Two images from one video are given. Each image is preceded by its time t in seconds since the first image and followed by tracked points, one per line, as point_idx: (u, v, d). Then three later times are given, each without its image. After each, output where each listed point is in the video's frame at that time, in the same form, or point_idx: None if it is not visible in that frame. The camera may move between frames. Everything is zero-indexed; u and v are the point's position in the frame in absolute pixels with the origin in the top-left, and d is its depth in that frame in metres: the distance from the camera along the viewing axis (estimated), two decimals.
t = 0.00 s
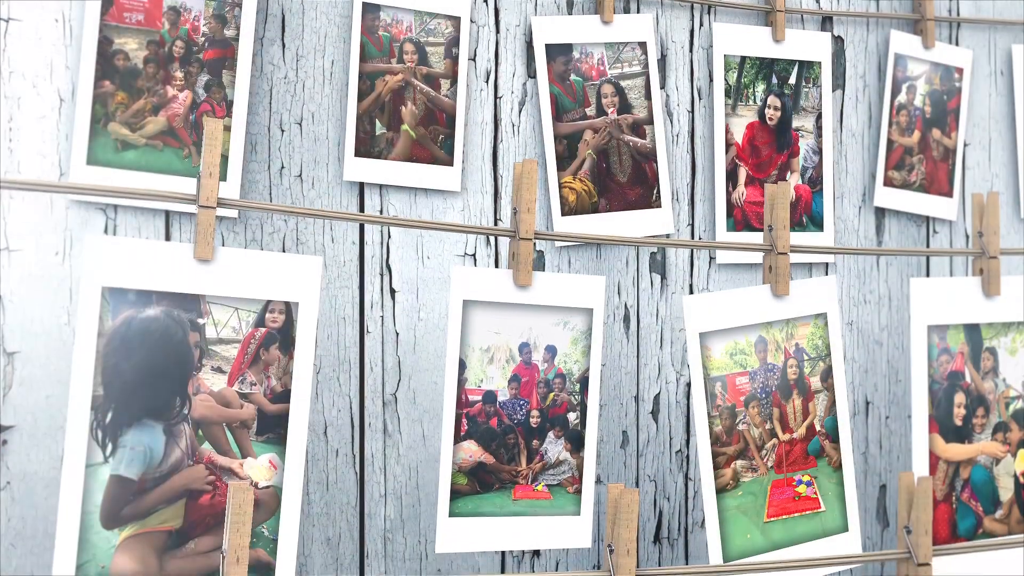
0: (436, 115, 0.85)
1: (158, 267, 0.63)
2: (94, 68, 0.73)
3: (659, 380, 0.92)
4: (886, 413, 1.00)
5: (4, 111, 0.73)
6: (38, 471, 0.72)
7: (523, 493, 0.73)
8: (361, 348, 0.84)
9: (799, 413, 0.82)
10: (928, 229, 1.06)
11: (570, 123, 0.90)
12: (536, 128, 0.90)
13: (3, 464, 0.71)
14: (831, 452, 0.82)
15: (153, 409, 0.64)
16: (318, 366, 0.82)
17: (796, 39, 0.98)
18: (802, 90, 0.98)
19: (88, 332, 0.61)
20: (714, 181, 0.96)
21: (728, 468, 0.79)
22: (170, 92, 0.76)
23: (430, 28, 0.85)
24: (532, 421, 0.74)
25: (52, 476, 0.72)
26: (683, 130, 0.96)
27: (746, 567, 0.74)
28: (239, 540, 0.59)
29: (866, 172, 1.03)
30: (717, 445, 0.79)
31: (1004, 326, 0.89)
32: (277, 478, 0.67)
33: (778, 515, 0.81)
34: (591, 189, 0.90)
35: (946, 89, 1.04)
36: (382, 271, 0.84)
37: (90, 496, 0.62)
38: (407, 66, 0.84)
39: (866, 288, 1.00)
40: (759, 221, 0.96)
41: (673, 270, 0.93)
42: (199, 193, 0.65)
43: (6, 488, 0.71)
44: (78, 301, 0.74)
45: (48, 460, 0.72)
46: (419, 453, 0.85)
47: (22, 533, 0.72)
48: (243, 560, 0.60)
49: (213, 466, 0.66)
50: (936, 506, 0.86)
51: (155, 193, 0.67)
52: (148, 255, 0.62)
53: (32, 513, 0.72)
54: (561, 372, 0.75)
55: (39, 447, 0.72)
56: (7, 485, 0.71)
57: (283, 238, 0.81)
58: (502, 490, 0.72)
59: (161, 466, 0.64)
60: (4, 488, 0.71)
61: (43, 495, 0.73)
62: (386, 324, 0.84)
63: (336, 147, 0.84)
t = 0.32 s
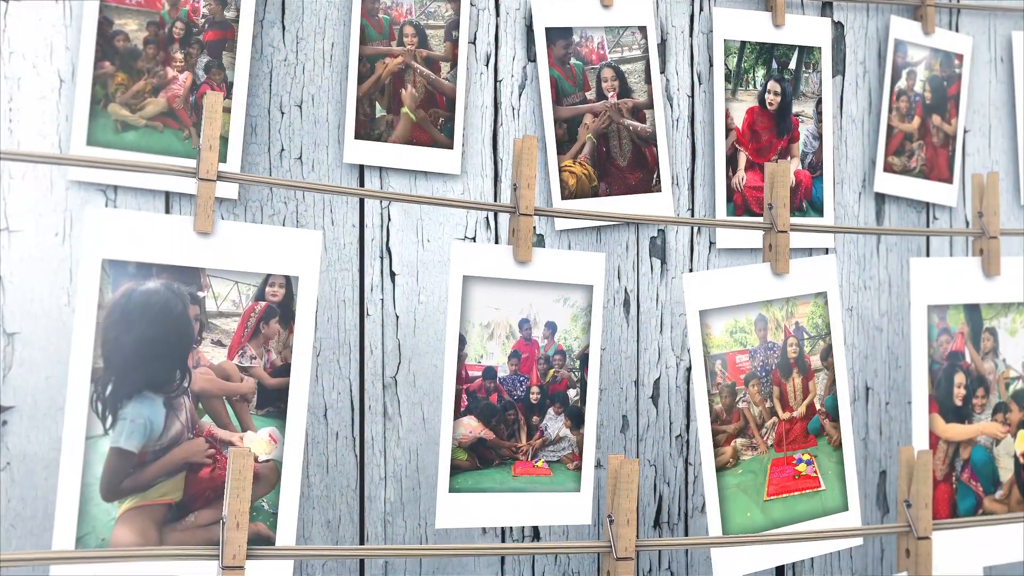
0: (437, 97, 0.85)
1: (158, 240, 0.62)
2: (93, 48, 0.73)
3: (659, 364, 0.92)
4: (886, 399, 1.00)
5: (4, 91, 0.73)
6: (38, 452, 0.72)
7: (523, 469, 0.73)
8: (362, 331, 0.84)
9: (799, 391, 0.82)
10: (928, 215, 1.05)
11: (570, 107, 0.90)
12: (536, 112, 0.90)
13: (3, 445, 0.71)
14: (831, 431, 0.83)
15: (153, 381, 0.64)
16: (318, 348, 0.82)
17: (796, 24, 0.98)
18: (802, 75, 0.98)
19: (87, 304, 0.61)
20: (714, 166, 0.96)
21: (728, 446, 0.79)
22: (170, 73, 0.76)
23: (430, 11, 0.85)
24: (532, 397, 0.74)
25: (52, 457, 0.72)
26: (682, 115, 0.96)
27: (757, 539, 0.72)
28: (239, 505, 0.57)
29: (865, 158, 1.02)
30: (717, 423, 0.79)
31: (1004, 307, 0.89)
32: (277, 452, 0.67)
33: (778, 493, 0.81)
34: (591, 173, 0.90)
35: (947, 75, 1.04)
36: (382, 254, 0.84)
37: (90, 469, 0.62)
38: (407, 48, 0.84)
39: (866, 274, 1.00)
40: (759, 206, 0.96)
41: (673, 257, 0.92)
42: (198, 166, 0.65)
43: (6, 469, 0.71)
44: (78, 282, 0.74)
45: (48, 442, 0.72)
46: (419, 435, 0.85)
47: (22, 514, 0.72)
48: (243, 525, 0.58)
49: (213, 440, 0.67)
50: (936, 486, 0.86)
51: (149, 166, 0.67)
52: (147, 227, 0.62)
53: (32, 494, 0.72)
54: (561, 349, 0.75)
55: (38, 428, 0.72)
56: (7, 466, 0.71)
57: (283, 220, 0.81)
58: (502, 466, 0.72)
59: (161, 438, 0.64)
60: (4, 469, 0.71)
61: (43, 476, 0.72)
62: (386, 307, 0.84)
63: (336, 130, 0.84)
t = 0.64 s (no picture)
0: (437, 83, 0.85)
1: (158, 215, 0.62)
2: (93, 30, 0.73)
3: (659, 351, 0.91)
4: (886, 386, 0.99)
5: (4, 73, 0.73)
6: (37, 435, 0.72)
7: (523, 448, 0.73)
8: (362, 316, 0.84)
9: (799, 372, 0.82)
10: (929, 203, 1.05)
11: (571, 92, 0.90)
12: (536, 97, 0.90)
13: (3, 427, 0.71)
14: (831, 412, 0.82)
15: (153, 355, 0.64)
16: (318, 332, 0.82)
17: (796, 10, 0.98)
18: (802, 62, 0.98)
19: (87, 280, 0.61)
20: (714, 152, 0.96)
21: (728, 427, 0.79)
22: (170, 57, 0.75)
23: None
24: (532, 376, 0.74)
25: (52, 440, 0.72)
26: (682, 101, 0.96)
27: (759, 514, 0.72)
28: (239, 476, 0.58)
29: (866, 145, 1.02)
30: (717, 403, 0.79)
31: (1004, 289, 0.89)
32: (277, 428, 0.67)
33: (778, 474, 0.81)
34: (591, 158, 0.90)
35: (946, 62, 1.04)
36: (382, 239, 0.84)
37: (90, 444, 0.62)
38: (406, 33, 0.84)
39: (867, 261, 0.99)
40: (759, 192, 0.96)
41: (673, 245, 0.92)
42: (198, 141, 0.65)
43: (6, 451, 0.71)
44: (78, 265, 0.74)
45: (48, 424, 0.72)
46: (418, 420, 0.84)
47: (22, 496, 0.71)
48: (243, 495, 0.58)
49: (213, 416, 0.66)
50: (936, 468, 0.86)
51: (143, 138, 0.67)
52: (146, 202, 0.62)
53: (32, 477, 0.72)
54: (561, 328, 0.75)
55: (38, 411, 0.72)
56: (7, 449, 0.71)
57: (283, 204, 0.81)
58: (502, 444, 0.72)
59: (161, 414, 0.64)
60: (4, 451, 0.71)
61: (43, 459, 0.72)
62: (386, 292, 0.84)
63: (336, 114, 0.84)
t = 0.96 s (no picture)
0: (437, 66, 0.85)
1: (158, 187, 0.62)
2: (93, 10, 0.73)
3: (659, 336, 0.90)
4: (886, 371, 0.99)
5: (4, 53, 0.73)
6: (38, 415, 0.72)
7: (524, 424, 0.73)
8: (362, 299, 0.84)
9: (799, 351, 0.82)
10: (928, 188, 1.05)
11: (571, 76, 0.90)
12: (536, 81, 0.90)
13: (3, 407, 0.71)
14: (831, 391, 0.82)
15: (153, 328, 0.64)
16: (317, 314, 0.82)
17: None
18: (802, 47, 0.98)
19: (88, 252, 0.61)
20: (714, 137, 0.95)
21: (728, 405, 0.79)
22: (170, 38, 0.75)
23: None
24: (532, 352, 0.74)
25: (52, 420, 0.72)
26: (683, 86, 0.95)
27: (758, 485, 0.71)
28: (239, 442, 0.58)
29: (866, 131, 1.02)
30: (717, 380, 0.79)
31: (1004, 270, 0.89)
32: (277, 402, 0.67)
33: (777, 452, 0.81)
34: (591, 142, 0.90)
35: (946, 49, 1.04)
36: (382, 222, 0.84)
37: (90, 416, 0.62)
38: (407, 15, 0.84)
39: (866, 247, 0.99)
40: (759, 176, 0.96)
41: (673, 230, 0.91)
42: (198, 114, 0.65)
43: (6, 432, 0.71)
44: (78, 245, 0.74)
45: (48, 405, 0.72)
46: (418, 403, 0.84)
47: (22, 477, 0.71)
48: (242, 461, 0.59)
49: (213, 389, 0.66)
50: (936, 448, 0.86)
51: (140, 111, 0.66)
52: (147, 175, 0.62)
53: (32, 458, 0.72)
54: (561, 304, 0.75)
55: (37, 392, 0.72)
56: (7, 429, 0.71)
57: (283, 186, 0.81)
58: (502, 420, 0.73)
59: (161, 387, 0.64)
60: (4, 431, 0.70)
61: (43, 440, 0.72)
62: (385, 275, 0.84)
63: (336, 97, 0.84)
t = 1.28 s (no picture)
0: (437, 50, 0.85)
1: (159, 162, 0.62)
2: None
3: (659, 321, 0.90)
4: (886, 359, 0.98)
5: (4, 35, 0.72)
6: (39, 397, 0.71)
7: (524, 403, 0.73)
8: (362, 284, 0.84)
9: (799, 331, 0.82)
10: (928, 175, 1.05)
11: (571, 61, 0.89)
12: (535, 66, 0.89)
13: (3, 389, 0.70)
14: (831, 371, 0.82)
15: (152, 304, 0.64)
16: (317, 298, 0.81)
17: None
18: (802, 34, 0.98)
19: (87, 228, 0.61)
20: (714, 123, 0.95)
21: (728, 385, 0.79)
22: (170, 21, 0.74)
23: None
24: (532, 331, 0.74)
25: (52, 403, 0.71)
26: (682, 73, 0.95)
27: (758, 459, 0.71)
28: (239, 411, 0.58)
29: (866, 117, 1.01)
30: (717, 361, 0.79)
31: (1004, 252, 0.89)
32: (277, 378, 0.67)
33: (778, 433, 0.81)
34: (591, 128, 0.89)
35: (946, 36, 1.04)
36: (381, 207, 0.84)
37: (90, 391, 0.62)
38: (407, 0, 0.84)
39: (866, 234, 0.98)
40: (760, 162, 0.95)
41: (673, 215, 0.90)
42: (197, 90, 0.64)
43: (6, 414, 0.70)
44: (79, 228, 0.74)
45: (48, 388, 0.72)
46: (418, 388, 0.84)
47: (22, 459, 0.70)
48: (242, 431, 0.59)
49: (213, 364, 0.67)
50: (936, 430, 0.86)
51: (141, 86, 0.66)
52: (148, 150, 0.62)
53: (32, 441, 0.71)
54: (561, 283, 0.75)
55: (38, 374, 0.72)
56: (7, 411, 0.70)
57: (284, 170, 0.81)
58: (501, 399, 0.72)
59: (161, 362, 0.64)
60: (4, 414, 0.70)
61: (43, 423, 0.72)
62: (386, 260, 0.84)
63: (337, 81, 0.83)
